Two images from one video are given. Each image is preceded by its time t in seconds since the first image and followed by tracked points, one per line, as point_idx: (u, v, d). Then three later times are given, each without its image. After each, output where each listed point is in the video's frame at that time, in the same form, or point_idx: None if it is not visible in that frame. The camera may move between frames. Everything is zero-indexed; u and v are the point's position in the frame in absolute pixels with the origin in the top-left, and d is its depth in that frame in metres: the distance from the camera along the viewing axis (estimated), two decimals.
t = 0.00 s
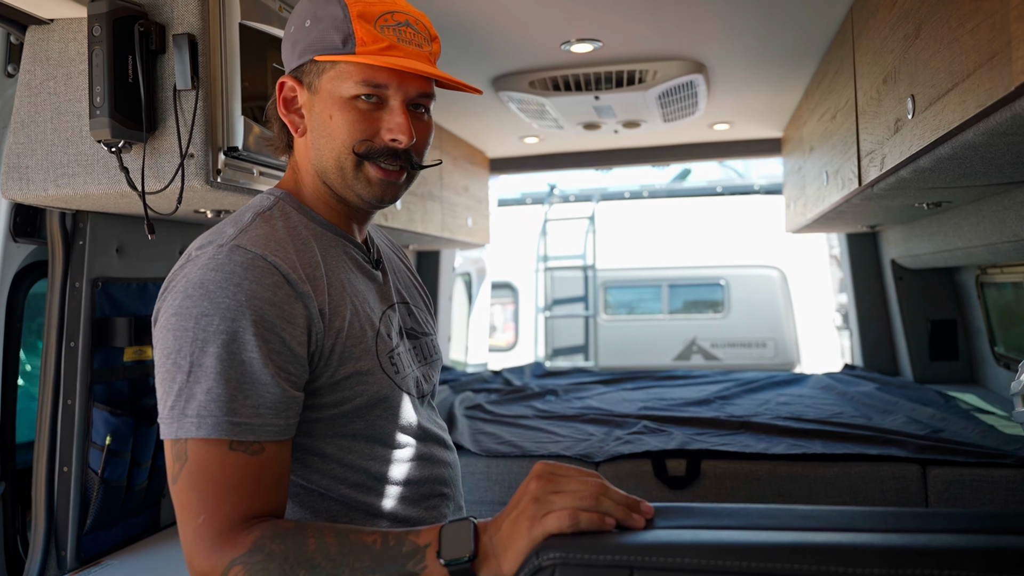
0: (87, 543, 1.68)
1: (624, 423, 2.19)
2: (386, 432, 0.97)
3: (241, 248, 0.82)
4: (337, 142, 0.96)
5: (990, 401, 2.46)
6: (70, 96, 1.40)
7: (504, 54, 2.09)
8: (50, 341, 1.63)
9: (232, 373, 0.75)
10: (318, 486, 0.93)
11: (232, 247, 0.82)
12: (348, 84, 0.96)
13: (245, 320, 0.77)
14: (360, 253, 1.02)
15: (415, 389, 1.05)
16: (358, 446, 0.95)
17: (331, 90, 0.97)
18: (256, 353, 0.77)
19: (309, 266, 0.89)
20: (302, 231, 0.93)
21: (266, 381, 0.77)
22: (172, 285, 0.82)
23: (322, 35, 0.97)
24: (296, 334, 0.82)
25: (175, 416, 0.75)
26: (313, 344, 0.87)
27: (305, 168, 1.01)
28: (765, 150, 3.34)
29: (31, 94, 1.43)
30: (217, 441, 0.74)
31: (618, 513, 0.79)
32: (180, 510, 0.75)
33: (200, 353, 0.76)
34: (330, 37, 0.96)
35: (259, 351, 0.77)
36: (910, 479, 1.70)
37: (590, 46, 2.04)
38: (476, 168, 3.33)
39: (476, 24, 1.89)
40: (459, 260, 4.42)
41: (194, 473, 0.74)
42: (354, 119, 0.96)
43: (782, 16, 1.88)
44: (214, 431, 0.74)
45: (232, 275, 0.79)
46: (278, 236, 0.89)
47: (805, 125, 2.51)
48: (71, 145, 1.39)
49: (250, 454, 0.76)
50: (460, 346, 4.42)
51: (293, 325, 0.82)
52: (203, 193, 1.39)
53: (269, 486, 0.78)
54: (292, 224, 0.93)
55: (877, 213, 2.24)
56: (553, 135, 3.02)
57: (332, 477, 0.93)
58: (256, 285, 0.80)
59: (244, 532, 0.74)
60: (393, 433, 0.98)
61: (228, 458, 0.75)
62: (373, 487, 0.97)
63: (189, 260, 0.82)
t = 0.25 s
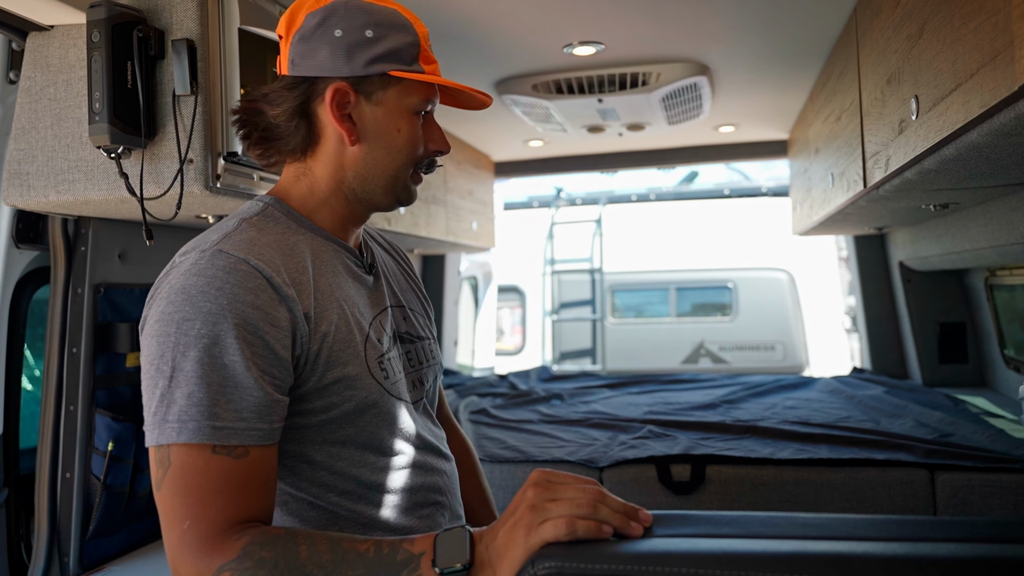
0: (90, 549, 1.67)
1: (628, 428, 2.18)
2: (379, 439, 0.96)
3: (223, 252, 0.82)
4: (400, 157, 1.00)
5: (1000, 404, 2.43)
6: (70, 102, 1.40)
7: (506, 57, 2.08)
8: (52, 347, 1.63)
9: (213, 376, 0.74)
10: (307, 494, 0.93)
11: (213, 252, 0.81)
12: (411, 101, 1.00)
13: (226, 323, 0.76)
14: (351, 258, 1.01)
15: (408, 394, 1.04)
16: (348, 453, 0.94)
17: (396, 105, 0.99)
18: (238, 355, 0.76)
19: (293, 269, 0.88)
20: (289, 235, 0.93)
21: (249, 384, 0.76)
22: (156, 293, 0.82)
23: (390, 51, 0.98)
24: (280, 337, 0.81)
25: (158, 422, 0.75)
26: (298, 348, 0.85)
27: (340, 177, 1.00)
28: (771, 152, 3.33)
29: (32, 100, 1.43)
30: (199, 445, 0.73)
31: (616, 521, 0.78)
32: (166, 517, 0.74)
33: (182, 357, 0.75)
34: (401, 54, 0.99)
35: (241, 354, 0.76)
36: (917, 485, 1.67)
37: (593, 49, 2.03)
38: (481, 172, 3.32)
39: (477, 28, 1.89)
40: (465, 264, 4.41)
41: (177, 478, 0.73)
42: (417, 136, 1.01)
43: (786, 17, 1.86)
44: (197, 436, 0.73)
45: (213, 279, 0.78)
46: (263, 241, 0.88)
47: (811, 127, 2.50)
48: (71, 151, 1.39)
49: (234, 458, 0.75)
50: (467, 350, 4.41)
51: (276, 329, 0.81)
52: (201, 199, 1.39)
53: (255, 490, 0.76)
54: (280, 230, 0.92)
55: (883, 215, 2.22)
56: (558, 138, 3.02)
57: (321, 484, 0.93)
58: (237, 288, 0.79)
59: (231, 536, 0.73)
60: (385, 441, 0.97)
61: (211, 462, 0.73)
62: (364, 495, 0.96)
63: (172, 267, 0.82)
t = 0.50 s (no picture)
0: (98, 564, 1.68)
1: (640, 443, 2.16)
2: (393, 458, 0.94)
3: (238, 270, 0.80)
4: (425, 166, 1.01)
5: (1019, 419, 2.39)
6: (80, 120, 1.41)
7: (515, 71, 2.09)
8: (62, 363, 1.64)
9: (226, 400, 0.73)
10: (320, 512, 0.91)
11: (228, 270, 0.80)
12: (432, 110, 1.01)
13: (240, 344, 0.74)
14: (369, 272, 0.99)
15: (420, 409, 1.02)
16: (362, 471, 0.92)
17: (421, 115, 1.00)
18: (252, 379, 0.74)
19: (309, 286, 0.86)
20: (305, 250, 0.91)
21: (262, 407, 0.75)
22: (170, 309, 0.80)
23: (415, 63, 0.98)
24: (295, 357, 0.80)
25: (171, 443, 0.73)
26: (311, 366, 0.83)
27: (367, 189, 0.98)
28: (784, 164, 3.30)
29: (43, 119, 1.44)
30: (209, 469, 0.72)
31: (618, 543, 0.75)
32: (176, 538, 0.72)
33: (195, 379, 0.73)
34: (423, 68, 1.00)
35: (255, 376, 0.74)
36: (933, 502, 1.64)
37: (601, 62, 2.02)
38: (492, 185, 3.33)
39: (485, 42, 1.89)
40: (477, 277, 4.41)
41: (187, 498, 0.72)
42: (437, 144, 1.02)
43: (795, 29, 1.85)
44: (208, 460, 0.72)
45: (228, 298, 0.76)
46: (279, 258, 0.86)
47: (823, 138, 2.48)
48: (81, 168, 1.40)
49: (243, 481, 0.73)
50: (479, 363, 4.40)
51: (290, 348, 0.79)
52: (208, 215, 1.39)
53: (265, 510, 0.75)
54: (296, 244, 0.91)
55: (897, 228, 2.20)
56: (568, 151, 3.01)
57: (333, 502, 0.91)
58: (252, 308, 0.77)
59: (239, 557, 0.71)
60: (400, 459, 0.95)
61: (219, 484, 0.72)
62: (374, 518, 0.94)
63: (187, 283, 0.80)
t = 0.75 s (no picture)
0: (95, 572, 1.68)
1: (641, 448, 2.14)
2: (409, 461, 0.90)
3: (259, 270, 0.76)
4: (433, 170, 0.98)
5: None
6: (76, 127, 1.41)
7: (515, 76, 2.08)
8: (59, 370, 1.64)
9: (243, 404, 0.69)
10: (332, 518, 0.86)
11: (248, 269, 0.76)
12: (438, 112, 0.98)
13: (259, 346, 0.71)
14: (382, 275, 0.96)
15: (432, 413, 0.98)
16: (380, 475, 0.87)
17: (428, 117, 0.97)
18: (270, 383, 0.71)
19: (328, 288, 0.83)
20: (323, 250, 0.87)
21: (279, 412, 0.71)
22: (187, 308, 0.77)
23: (419, 65, 0.95)
24: (314, 361, 0.76)
25: (184, 446, 0.70)
26: (331, 371, 0.80)
27: (376, 193, 0.95)
28: (787, 167, 3.29)
29: (39, 126, 1.45)
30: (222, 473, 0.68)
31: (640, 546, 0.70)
32: (179, 538, 0.70)
33: (211, 380, 0.70)
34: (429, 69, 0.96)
35: (274, 380, 0.71)
36: (936, 509, 1.63)
37: (600, 66, 2.02)
38: (494, 190, 3.32)
39: (484, 47, 1.88)
40: (481, 281, 4.41)
41: (192, 498, 0.69)
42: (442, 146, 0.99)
43: (795, 32, 1.84)
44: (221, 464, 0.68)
45: (249, 298, 0.73)
46: (297, 258, 0.82)
47: (825, 141, 2.46)
48: (76, 175, 1.40)
49: (253, 484, 0.70)
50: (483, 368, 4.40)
51: (310, 352, 0.76)
52: (203, 222, 1.39)
53: (272, 508, 0.71)
54: (311, 245, 0.87)
55: (900, 231, 2.18)
56: (570, 155, 3.00)
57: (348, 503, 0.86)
58: (272, 310, 0.74)
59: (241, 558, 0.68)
60: (416, 463, 0.91)
61: (225, 485, 0.68)
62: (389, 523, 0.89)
63: (205, 282, 0.76)
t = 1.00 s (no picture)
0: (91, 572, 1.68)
1: (640, 449, 2.13)
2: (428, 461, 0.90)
3: (295, 269, 0.78)
4: (453, 177, 0.98)
5: None
6: (68, 128, 1.41)
7: (512, 75, 2.07)
8: (54, 371, 1.64)
9: (285, 400, 0.71)
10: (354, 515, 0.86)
11: (284, 269, 0.78)
12: (466, 120, 0.98)
13: (298, 344, 0.73)
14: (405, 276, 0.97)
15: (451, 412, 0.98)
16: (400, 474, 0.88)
17: (454, 124, 0.97)
18: (311, 379, 0.73)
19: (360, 286, 0.85)
20: (353, 248, 0.89)
21: (320, 408, 0.73)
22: (222, 305, 0.79)
23: (449, 72, 0.94)
24: (350, 357, 0.78)
25: (228, 440, 0.72)
26: (363, 369, 0.81)
27: (396, 195, 0.96)
28: (788, 166, 3.27)
29: (32, 127, 1.44)
30: (266, 467, 0.71)
31: (676, 541, 0.66)
32: (223, 531, 0.72)
33: (254, 378, 0.72)
34: (462, 77, 0.96)
35: (313, 377, 0.73)
36: (936, 509, 1.61)
37: (597, 65, 2.01)
38: (493, 190, 3.32)
39: (480, 46, 1.88)
40: (482, 281, 4.40)
41: (235, 489, 0.71)
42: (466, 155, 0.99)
43: (793, 30, 1.83)
44: (265, 459, 0.70)
45: (287, 297, 0.75)
46: (329, 257, 0.84)
47: (825, 140, 2.45)
48: (69, 176, 1.40)
49: (295, 477, 0.72)
50: (484, 368, 4.39)
51: (346, 349, 0.78)
52: (196, 222, 1.38)
53: (311, 500, 0.73)
54: (340, 243, 0.89)
55: (900, 230, 2.17)
56: (570, 155, 2.99)
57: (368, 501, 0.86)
58: (309, 308, 0.75)
59: (281, 548, 0.69)
60: (437, 463, 0.91)
61: (269, 478, 0.71)
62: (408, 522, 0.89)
63: (240, 280, 0.78)
